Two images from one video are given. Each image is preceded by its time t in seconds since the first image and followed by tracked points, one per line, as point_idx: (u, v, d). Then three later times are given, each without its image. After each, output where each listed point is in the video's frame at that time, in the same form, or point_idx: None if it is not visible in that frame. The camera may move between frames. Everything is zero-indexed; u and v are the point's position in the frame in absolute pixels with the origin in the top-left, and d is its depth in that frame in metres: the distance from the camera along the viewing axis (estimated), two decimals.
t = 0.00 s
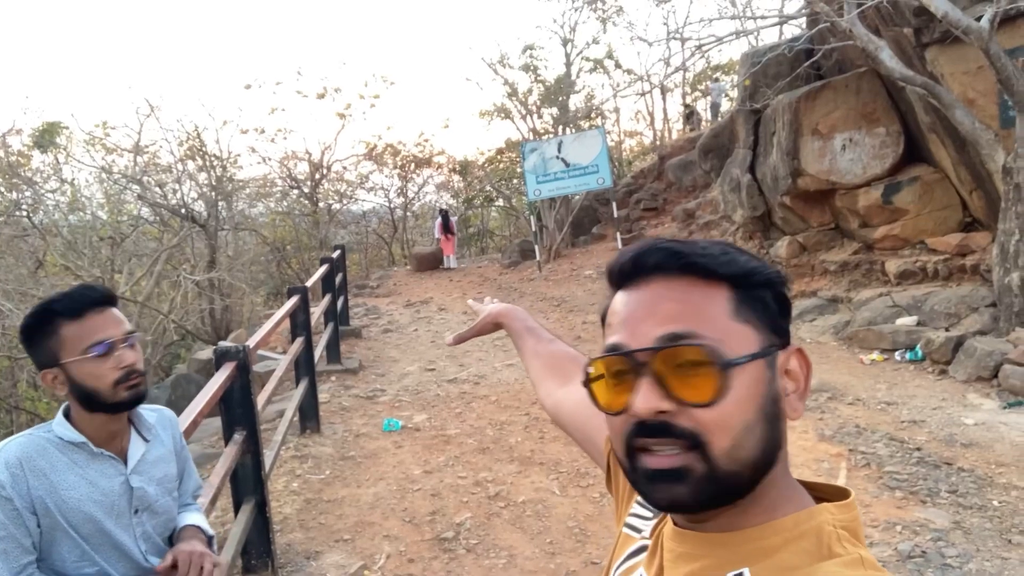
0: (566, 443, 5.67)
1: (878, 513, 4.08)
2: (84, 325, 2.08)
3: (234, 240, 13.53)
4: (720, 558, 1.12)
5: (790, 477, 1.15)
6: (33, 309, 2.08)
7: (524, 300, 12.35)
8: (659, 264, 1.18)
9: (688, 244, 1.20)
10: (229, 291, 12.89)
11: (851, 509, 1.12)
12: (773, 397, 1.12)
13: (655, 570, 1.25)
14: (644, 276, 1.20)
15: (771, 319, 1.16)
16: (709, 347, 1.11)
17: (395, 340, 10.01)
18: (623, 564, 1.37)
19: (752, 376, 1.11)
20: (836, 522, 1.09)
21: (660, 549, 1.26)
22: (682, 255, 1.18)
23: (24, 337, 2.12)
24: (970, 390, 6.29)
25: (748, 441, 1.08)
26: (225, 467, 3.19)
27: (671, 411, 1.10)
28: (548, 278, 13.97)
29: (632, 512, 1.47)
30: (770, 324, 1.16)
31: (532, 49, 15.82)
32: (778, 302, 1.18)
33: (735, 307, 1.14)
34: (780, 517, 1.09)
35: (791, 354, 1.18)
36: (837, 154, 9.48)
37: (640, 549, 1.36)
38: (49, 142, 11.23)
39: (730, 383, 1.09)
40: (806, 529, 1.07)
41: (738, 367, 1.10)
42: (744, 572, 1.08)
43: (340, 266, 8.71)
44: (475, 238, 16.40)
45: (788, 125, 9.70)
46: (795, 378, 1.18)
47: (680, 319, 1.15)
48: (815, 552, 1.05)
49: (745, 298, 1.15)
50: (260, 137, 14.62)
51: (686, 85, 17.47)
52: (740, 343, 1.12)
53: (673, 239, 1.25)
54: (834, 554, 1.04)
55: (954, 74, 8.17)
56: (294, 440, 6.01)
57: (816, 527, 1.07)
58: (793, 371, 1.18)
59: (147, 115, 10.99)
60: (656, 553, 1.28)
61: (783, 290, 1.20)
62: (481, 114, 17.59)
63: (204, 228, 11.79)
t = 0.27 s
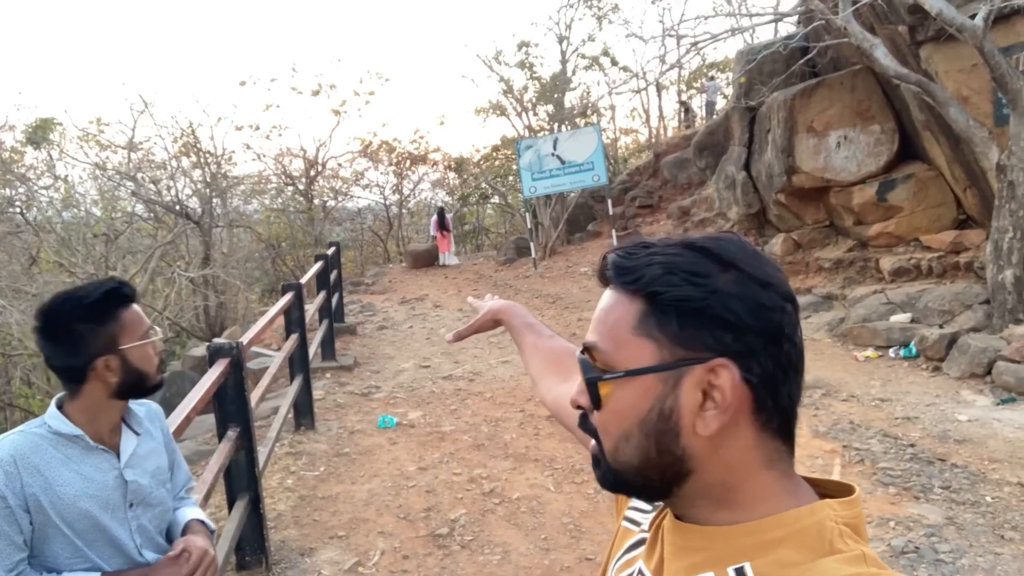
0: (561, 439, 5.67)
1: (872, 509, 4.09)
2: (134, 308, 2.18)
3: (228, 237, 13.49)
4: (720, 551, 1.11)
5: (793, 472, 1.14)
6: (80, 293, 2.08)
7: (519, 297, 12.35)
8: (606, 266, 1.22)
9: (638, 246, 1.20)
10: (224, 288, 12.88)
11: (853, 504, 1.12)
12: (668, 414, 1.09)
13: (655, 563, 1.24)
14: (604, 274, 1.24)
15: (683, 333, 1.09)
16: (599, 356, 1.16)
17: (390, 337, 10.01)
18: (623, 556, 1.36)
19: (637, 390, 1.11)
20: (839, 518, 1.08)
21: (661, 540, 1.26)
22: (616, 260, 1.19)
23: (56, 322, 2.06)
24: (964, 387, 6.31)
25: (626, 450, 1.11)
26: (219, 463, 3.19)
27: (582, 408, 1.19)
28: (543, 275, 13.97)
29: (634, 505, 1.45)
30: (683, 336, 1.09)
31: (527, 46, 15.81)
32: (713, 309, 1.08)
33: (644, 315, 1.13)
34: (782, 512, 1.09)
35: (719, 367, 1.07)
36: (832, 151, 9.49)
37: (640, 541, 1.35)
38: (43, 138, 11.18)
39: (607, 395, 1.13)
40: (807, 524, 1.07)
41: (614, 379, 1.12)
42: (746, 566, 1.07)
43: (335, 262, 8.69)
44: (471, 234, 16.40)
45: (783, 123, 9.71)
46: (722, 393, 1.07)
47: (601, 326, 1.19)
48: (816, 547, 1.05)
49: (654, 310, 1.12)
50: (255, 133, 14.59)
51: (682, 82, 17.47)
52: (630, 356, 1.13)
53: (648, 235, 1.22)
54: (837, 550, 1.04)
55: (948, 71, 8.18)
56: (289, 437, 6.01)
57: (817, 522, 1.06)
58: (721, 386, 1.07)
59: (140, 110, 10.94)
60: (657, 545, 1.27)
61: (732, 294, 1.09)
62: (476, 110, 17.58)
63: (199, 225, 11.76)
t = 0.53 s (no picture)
0: (555, 439, 5.68)
1: (865, 508, 4.11)
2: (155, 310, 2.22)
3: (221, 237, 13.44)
4: (725, 552, 1.12)
5: (795, 471, 1.15)
6: (112, 292, 2.08)
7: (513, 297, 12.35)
8: (670, 259, 1.18)
9: (694, 239, 1.21)
10: (216, 288, 12.83)
11: (854, 500, 1.13)
12: (782, 388, 1.13)
13: (660, 564, 1.25)
14: (654, 272, 1.19)
15: (776, 315, 1.17)
16: (724, 338, 1.11)
17: (384, 337, 10.00)
18: (626, 558, 1.37)
19: (765, 367, 1.11)
20: (842, 516, 1.09)
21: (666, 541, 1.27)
22: (691, 249, 1.18)
23: (85, 317, 2.03)
24: (955, 386, 6.34)
25: (761, 431, 1.08)
26: (214, 464, 3.19)
27: (687, 403, 1.10)
28: (536, 274, 13.98)
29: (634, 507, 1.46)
30: (776, 316, 1.17)
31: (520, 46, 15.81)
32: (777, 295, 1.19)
33: (746, 297, 1.15)
34: (786, 511, 1.10)
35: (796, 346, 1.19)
36: (824, 151, 9.53)
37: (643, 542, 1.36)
38: (33, 137, 11.12)
39: (746, 373, 1.09)
40: (810, 523, 1.07)
41: (754, 357, 1.10)
42: (751, 567, 1.08)
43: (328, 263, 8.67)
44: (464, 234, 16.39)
45: (776, 123, 9.73)
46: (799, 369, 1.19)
47: (690, 316, 1.15)
48: (820, 545, 1.05)
49: (753, 293, 1.16)
50: (247, 133, 14.55)
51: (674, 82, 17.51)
52: (751, 334, 1.13)
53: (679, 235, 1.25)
54: (841, 546, 1.05)
55: (939, 72, 8.19)
56: (282, 438, 5.99)
57: (821, 521, 1.07)
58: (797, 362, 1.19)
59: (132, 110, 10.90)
60: (661, 546, 1.28)
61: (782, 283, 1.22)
62: (470, 110, 17.57)
63: (191, 225, 11.71)
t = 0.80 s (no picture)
0: (546, 437, 5.68)
1: (855, 504, 4.13)
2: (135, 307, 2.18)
3: (211, 235, 13.38)
4: (719, 550, 1.11)
5: (785, 469, 1.15)
6: (80, 289, 2.05)
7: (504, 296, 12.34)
8: (669, 268, 1.14)
9: (691, 240, 1.16)
10: (207, 287, 12.78)
11: (844, 496, 1.13)
12: (782, 397, 1.13)
13: (651, 562, 1.24)
14: (651, 279, 1.15)
15: (776, 317, 1.15)
16: (727, 356, 1.09)
17: (375, 336, 9.98)
18: (614, 556, 1.36)
19: (767, 381, 1.11)
20: (834, 512, 1.10)
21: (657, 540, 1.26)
22: (692, 256, 1.13)
23: (52, 314, 2.01)
24: (944, 383, 6.38)
25: (761, 448, 1.09)
26: (203, 462, 3.18)
27: (689, 424, 1.10)
28: (528, 273, 13.98)
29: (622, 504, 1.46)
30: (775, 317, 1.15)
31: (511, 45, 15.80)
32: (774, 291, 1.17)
33: (748, 305, 1.12)
34: (779, 509, 1.09)
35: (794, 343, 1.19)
36: (814, 150, 9.56)
37: (632, 540, 1.35)
38: (21, 136, 11.05)
39: (750, 392, 1.08)
40: (803, 519, 1.07)
41: (757, 374, 1.09)
42: (744, 564, 1.08)
43: (318, 262, 8.64)
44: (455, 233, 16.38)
45: (766, 121, 9.76)
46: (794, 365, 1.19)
47: (692, 329, 1.12)
48: (814, 541, 1.05)
49: (756, 299, 1.13)
50: (237, 131, 14.49)
51: (665, 81, 17.54)
52: (753, 346, 1.11)
53: (674, 231, 1.20)
54: (833, 544, 1.05)
55: (928, 71, 8.25)
56: (272, 437, 5.97)
57: (814, 518, 1.07)
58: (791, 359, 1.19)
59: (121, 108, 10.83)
60: (652, 544, 1.28)
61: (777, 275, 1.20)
62: (461, 109, 17.55)
63: (181, 224, 11.66)
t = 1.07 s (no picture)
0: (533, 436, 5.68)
1: (839, 502, 4.16)
2: (83, 302, 2.09)
3: (197, 235, 13.29)
4: (706, 541, 1.12)
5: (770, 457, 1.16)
6: (30, 279, 2.08)
7: (492, 295, 12.34)
8: (653, 261, 1.14)
9: (673, 231, 1.16)
10: (193, 287, 12.69)
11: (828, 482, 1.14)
12: (766, 389, 1.14)
13: (637, 553, 1.25)
14: (635, 272, 1.15)
15: (758, 307, 1.16)
16: (712, 350, 1.09)
17: (363, 336, 9.95)
18: (597, 547, 1.36)
19: (751, 373, 1.11)
20: (820, 499, 1.10)
21: (643, 531, 1.26)
22: (676, 248, 1.13)
23: None
24: (928, 382, 6.43)
25: (747, 441, 1.09)
26: (188, 459, 3.16)
27: (675, 419, 1.10)
28: (516, 272, 13.99)
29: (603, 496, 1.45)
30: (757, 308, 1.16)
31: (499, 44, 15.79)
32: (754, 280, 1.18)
33: (731, 298, 1.13)
34: (766, 497, 1.10)
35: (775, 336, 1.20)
36: (800, 151, 9.62)
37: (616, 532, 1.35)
38: (4, 133, 10.93)
39: (735, 385, 1.09)
40: (790, 507, 1.08)
41: (742, 368, 1.10)
42: (732, 553, 1.08)
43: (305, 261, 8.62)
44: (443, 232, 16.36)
45: (752, 122, 9.81)
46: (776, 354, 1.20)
47: (676, 322, 1.12)
48: (801, 530, 1.06)
49: (738, 290, 1.13)
50: (223, 130, 14.40)
51: (652, 82, 17.60)
52: (737, 339, 1.12)
53: (654, 222, 1.20)
54: (820, 531, 1.05)
55: (913, 72, 8.32)
56: (258, 436, 5.95)
57: (800, 506, 1.08)
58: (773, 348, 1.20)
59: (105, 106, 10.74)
60: (637, 535, 1.28)
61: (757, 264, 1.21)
62: (449, 109, 17.53)
63: (167, 222, 11.57)
